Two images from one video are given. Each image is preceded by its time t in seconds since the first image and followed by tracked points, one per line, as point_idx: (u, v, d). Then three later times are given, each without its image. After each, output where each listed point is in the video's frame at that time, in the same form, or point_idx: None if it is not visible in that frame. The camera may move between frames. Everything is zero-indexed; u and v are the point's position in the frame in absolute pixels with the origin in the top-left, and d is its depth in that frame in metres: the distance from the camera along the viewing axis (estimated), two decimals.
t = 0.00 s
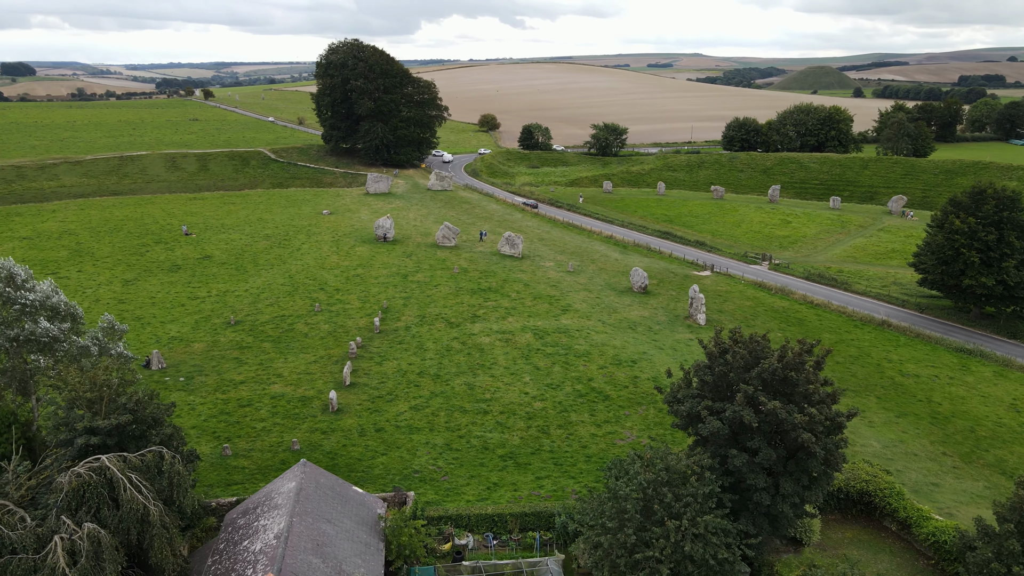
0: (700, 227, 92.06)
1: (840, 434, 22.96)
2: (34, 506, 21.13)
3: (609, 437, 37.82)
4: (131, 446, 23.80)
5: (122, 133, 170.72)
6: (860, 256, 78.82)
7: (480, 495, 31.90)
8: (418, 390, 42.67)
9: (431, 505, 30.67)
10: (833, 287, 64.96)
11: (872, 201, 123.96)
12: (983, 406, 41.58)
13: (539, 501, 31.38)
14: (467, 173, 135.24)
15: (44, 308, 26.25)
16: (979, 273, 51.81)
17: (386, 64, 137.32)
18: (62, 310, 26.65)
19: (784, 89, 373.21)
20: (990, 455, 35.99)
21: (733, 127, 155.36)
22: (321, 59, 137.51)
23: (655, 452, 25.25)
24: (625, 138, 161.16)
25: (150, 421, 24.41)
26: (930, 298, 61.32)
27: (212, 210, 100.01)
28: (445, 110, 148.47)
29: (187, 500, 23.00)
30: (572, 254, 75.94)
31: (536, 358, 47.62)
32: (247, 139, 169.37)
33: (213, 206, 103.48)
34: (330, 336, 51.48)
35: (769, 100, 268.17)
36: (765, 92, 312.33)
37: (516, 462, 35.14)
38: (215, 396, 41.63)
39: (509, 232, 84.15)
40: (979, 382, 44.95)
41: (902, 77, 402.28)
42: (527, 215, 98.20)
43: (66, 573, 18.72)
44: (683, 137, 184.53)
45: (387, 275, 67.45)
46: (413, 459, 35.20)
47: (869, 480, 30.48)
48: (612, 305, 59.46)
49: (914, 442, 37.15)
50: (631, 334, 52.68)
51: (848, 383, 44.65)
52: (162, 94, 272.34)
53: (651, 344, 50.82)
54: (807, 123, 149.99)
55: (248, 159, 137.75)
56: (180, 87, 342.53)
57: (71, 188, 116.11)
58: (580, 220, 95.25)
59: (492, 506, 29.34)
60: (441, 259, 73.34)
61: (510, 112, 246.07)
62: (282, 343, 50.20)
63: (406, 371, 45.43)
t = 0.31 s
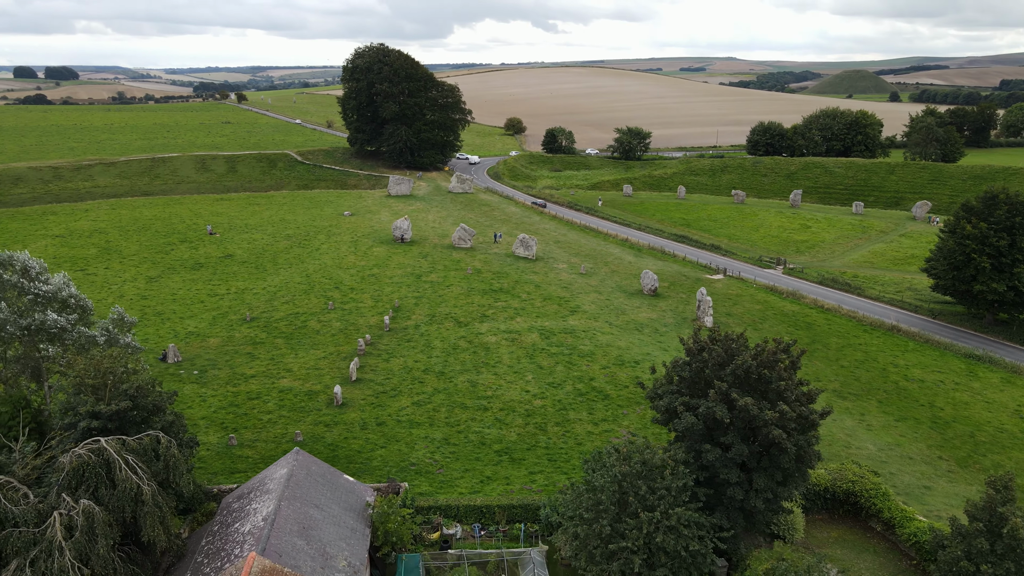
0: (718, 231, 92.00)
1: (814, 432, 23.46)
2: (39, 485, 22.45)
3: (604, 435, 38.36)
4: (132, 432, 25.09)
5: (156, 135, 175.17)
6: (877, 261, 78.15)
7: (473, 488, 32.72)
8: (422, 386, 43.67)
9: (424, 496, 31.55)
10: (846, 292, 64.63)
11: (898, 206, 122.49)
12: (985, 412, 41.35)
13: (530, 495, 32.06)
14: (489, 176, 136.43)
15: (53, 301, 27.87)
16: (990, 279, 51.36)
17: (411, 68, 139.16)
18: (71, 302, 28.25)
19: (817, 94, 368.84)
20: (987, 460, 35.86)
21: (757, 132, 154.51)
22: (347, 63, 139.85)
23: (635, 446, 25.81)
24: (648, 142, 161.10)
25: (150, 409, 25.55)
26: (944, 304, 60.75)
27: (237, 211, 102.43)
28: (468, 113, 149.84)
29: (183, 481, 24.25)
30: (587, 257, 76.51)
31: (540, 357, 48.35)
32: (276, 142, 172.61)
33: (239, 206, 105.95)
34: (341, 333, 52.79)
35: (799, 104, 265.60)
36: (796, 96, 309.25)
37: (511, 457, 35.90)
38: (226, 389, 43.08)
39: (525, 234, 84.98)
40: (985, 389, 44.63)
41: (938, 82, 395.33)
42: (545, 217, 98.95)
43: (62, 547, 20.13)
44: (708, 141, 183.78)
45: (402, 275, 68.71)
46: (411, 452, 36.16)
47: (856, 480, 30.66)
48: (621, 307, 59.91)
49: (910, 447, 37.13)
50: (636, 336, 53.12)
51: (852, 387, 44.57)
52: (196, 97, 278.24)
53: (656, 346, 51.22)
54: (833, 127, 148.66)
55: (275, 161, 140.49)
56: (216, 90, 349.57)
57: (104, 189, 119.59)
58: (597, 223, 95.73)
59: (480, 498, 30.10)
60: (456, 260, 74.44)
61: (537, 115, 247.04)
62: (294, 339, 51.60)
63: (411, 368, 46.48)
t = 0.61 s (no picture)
0: (740, 237, 91.75)
1: (777, 428, 24.17)
2: (47, 458, 24.26)
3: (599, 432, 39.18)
4: (134, 413, 26.90)
5: (198, 139, 180.64)
6: (900, 268, 77.15)
7: (464, 480, 33.86)
8: (426, 382, 45.02)
9: (414, 485, 32.77)
10: (862, 299, 64.12)
11: (932, 213, 120.18)
12: (988, 419, 41.05)
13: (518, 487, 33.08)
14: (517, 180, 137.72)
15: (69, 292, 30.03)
16: (1004, 286, 50.81)
17: (442, 74, 141.34)
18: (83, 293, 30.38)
19: (860, 99, 361.90)
20: (981, 467, 35.71)
21: (790, 138, 153.00)
22: (380, 69, 142.82)
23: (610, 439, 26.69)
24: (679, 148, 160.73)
25: (152, 392, 27.31)
26: (961, 312, 60.01)
27: (270, 212, 105.49)
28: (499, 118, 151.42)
29: (178, 460, 25.81)
30: (604, 260, 77.16)
31: (545, 357, 49.30)
32: (313, 145, 176.46)
33: (272, 207, 109.10)
34: (355, 329, 54.51)
35: (839, 110, 261.55)
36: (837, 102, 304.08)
37: (505, 450, 36.96)
38: (240, 380, 45.01)
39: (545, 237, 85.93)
40: (991, 397, 44.22)
41: (987, 88, 384.72)
42: (568, 221, 99.75)
43: (60, 514, 21.81)
44: (741, 147, 182.41)
45: (420, 275, 70.27)
46: (408, 444, 37.48)
47: (838, 480, 30.97)
48: (632, 310, 60.49)
49: (905, 452, 37.11)
50: (643, 338, 53.68)
51: (854, 393, 44.56)
52: (240, 102, 285.62)
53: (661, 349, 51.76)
54: (868, 134, 146.53)
55: (309, 164, 143.86)
56: (259, 95, 357.49)
57: (145, 189, 123.99)
58: (620, 228, 96.19)
59: (467, 489, 31.20)
60: (474, 262, 75.80)
61: (571, 120, 247.75)
62: (310, 334, 53.47)
63: (419, 364, 47.85)
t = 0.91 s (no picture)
0: (756, 240, 91.59)
1: (753, 425, 24.68)
2: (53, 441, 25.62)
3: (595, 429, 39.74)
4: (137, 400, 28.22)
5: (227, 141, 184.28)
6: (915, 273, 76.50)
7: (457, 473, 34.70)
8: (430, 378, 46.00)
9: (409, 476, 33.69)
10: (873, 303, 63.81)
11: (955, 218, 118.58)
12: (989, 424, 40.86)
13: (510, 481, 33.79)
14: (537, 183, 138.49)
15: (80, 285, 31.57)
16: (1013, 291, 50.42)
17: (464, 77, 142.62)
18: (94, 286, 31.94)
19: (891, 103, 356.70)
20: (975, 470, 35.69)
21: (813, 141, 151.89)
22: (403, 72, 144.62)
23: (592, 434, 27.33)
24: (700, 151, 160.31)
25: (155, 381, 28.60)
26: (973, 317, 59.47)
27: (291, 212, 107.46)
28: (520, 121, 152.34)
29: (176, 446, 26.98)
30: (617, 263, 77.61)
31: (549, 356, 50.00)
32: (338, 147, 178.93)
33: (294, 208, 111.16)
34: (364, 327, 55.71)
35: (867, 114, 258.34)
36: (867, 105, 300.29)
37: (501, 446, 37.72)
38: (250, 374, 46.37)
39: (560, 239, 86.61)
40: (995, 402, 43.95)
41: None
42: (584, 224, 100.31)
43: (61, 493, 23.04)
44: (765, 151, 181.31)
45: (433, 275, 71.37)
46: (407, 438, 38.46)
47: (824, 480, 31.25)
48: (640, 312, 60.92)
49: (899, 454, 37.19)
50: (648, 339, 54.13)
51: (854, 395, 44.60)
52: (269, 105, 290.35)
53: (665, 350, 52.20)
54: (892, 138, 144.93)
55: (333, 166, 146.03)
56: (289, 99, 362.57)
57: (173, 190, 126.95)
58: (636, 231, 96.47)
59: (458, 481, 32.01)
60: (487, 263, 76.68)
61: (595, 124, 247.88)
62: (320, 331, 54.75)
63: (424, 361, 48.86)
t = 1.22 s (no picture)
0: (773, 245, 91.25)
1: (726, 421, 25.30)
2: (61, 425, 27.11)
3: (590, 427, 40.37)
4: (142, 388, 29.63)
5: (257, 143, 187.98)
6: (933, 279, 75.62)
7: (451, 466, 35.60)
8: (433, 375, 47.04)
9: (404, 468, 34.66)
10: (885, 308, 63.44)
11: (983, 224, 116.49)
12: (989, 429, 40.63)
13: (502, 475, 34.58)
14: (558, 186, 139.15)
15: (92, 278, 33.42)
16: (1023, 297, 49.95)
17: (487, 81, 144.01)
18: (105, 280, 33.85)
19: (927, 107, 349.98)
20: (969, 474, 35.65)
21: (839, 146, 150.36)
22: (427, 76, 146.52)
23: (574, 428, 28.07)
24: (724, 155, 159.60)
25: (159, 370, 29.99)
26: (987, 323, 58.81)
27: (314, 213, 109.64)
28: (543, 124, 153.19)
29: (175, 433, 28.29)
30: (630, 265, 78.00)
31: (553, 355, 50.72)
32: (364, 150, 181.47)
33: (317, 209, 113.33)
34: (375, 325, 56.99)
35: (900, 118, 254.09)
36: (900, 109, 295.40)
37: (497, 441, 38.55)
38: (261, 369, 47.85)
39: (575, 242, 87.25)
40: (998, 407, 43.63)
41: None
42: (602, 226, 100.77)
43: (63, 473, 24.43)
44: (791, 155, 179.69)
45: (447, 276, 72.50)
46: (406, 431, 39.51)
47: (809, 479, 31.57)
48: (648, 314, 61.37)
49: (893, 457, 37.25)
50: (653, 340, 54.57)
51: (855, 399, 44.63)
52: (300, 108, 295.17)
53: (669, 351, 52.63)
54: (920, 142, 142.84)
55: (357, 168, 148.28)
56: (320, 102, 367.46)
57: (202, 191, 130.07)
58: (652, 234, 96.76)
59: (450, 474, 32.92)
60: (500, 264, 77.57)
61: (621, 127, 247.63)
62: (332, 328, 56.15)
63: (429, 358, 49.92)
